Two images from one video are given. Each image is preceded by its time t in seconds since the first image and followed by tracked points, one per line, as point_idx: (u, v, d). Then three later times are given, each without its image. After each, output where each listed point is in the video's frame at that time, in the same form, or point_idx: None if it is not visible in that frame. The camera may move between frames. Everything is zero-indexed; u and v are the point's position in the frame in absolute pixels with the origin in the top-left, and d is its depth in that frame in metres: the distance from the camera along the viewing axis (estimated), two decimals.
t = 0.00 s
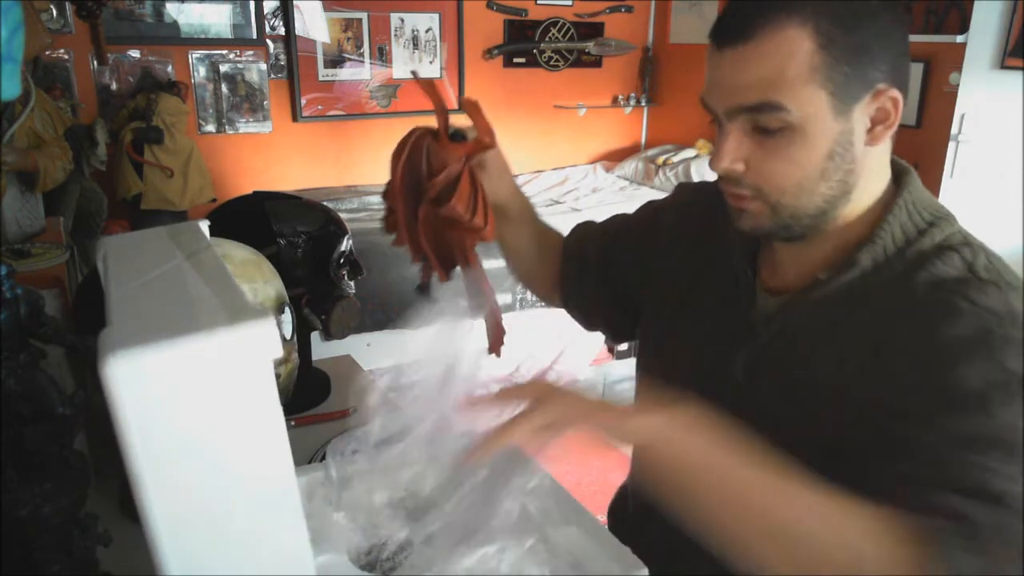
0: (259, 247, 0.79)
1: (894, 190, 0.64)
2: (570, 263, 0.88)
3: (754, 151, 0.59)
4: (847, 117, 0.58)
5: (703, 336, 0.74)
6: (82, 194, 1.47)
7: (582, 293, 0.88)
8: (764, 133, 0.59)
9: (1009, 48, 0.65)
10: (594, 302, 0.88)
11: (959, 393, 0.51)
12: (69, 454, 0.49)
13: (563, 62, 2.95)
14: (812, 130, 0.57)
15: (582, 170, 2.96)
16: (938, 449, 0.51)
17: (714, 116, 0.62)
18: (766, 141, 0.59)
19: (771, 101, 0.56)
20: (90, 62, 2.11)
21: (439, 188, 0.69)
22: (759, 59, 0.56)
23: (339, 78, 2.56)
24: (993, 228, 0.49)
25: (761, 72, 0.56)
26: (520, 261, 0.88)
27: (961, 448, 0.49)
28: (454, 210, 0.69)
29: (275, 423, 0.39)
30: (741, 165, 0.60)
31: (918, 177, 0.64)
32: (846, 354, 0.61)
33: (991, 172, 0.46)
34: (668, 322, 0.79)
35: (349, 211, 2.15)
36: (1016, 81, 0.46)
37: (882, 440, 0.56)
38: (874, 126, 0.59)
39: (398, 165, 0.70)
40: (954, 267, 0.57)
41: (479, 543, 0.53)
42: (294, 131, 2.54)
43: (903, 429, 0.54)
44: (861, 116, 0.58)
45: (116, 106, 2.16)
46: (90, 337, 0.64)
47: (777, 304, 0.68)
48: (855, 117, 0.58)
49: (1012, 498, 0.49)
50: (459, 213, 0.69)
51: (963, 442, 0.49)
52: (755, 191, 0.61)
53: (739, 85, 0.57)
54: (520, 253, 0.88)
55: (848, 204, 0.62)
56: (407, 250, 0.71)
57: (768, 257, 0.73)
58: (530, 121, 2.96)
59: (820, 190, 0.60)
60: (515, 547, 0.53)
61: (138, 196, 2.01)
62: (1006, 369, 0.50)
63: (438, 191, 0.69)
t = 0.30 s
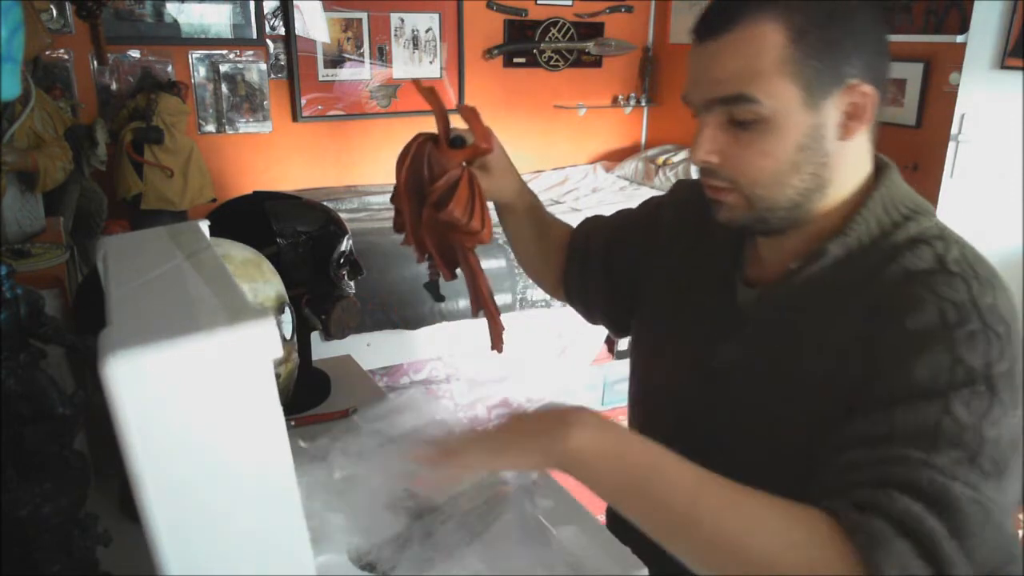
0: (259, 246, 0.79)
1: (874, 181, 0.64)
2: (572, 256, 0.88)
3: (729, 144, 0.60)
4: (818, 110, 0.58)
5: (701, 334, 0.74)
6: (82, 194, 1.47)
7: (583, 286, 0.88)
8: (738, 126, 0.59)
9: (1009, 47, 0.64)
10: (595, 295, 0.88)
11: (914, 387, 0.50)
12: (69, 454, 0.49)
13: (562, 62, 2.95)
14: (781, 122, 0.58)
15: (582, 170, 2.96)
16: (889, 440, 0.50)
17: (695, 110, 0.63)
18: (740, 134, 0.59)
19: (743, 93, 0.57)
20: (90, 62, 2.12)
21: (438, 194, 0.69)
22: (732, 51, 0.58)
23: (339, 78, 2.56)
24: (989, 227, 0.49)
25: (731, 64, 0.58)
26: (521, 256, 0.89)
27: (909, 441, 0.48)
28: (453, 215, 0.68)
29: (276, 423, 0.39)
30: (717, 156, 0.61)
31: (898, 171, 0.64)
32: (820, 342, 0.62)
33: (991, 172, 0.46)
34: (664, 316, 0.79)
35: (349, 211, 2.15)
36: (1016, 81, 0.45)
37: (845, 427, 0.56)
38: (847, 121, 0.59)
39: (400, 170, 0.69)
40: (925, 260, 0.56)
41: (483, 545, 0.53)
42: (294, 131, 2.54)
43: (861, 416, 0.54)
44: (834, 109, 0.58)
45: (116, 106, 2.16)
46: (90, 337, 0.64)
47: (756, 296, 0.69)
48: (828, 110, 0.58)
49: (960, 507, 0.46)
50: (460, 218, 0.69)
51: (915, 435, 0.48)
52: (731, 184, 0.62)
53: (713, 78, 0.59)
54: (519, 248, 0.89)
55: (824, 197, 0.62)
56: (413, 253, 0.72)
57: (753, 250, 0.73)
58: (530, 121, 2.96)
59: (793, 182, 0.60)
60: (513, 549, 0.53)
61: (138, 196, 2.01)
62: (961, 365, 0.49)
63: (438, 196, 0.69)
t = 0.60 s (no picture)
0: (259, 246, 0.79)
1: (860, 175, 0.66)
2: (570, 258, 0.88)
3: (714, 140, 0.63)
4: (800, 106, 0.61)
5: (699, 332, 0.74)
6: (82, 194, 1.46)
7: (580, 287, 0.88)
8: (722, 122, 0.62)
9: (1009, 47, 0.64)
10: (593, 296, 0.88)
11: (884, 362, 0.54)
12: (69, 454, 0.49)
13: (562, 62, 2.95)
14: (766, 119, 0.61)
15: (582, 170, 2.96)
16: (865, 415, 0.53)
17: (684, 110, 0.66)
18: (724, 130, 0.62)
19: (725, 90, 0.61)
20: (90, 62, 2.11)
21: (432, 197, 0.69)
22: (716, 52, 0.61)
23: (339, 78, 2.55)
24: (989, 227, 0.49)
25: (716, 64, 0.61)
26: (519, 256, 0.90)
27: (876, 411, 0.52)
28: (445, 218, 0.68)
29: (276, 423, 0.39)
30: (703, 154, 0.64)
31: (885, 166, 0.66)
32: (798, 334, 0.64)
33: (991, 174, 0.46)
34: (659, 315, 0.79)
35: (349, 211, 2.15)
36: (1017, 81, 0.45)
37: (819, 415, 0.58)
38: (830, 118, 0.62)
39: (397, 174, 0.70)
40: (906, 251, 0.59)
41: (485, 547, 0.53)
42: (294, 131, 2.54)
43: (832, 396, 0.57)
44: (816, 106, 0.61)
45: (116, 106, 2.16)
46: (90, 337, 0.64)
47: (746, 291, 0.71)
48: (810, 107, 0.61)
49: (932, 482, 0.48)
50: (452, 222, 0.68)
51: (880, 408, 0.52)
52: (717, 180, 0.65)
53: (698, 77, 0.62)
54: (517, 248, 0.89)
55: (810, 193, 0.65)
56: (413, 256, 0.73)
57: (742, 247, 0.75)
58: (530, 121, 2.96)
59: (778, 179, 0.63)
60: (510, 548, 0.53)
61: (138, 196, 2.01)
62: (931, 342, 0.52)
63: (432, 200, 0.69)
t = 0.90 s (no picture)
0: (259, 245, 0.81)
1: (859, 173, 0.66)
2: (570, 256, 0.89)
3: (717, 136, 0.62)
4: (805, 103, 0.61)
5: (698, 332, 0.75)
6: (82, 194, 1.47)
7: (578, 283, 0.89)
8: (726, 116, 0.61)
9: (1010, 47, 0.64)
10: (589, 294, 0.89)
11: (869, 318, 0.51)
12: (69, 454, 0.50)
13: (563, 62, 2.94)
14: (770, 114, 0.60)
15: (582, 170, 2.96)
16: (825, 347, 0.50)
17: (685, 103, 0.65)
18: (728, 125, 0.61)
19: (730, 84, 0.59)
20: (90, 62, 2.12)
21: (434, 195, 0.69)
22: (721, 46, 0.59)
23: (339, 78, 2.55)
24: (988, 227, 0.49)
25: (721, 57, 0.59)
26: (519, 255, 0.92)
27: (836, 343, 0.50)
28: (448, 215, 0.69)
29: (276, 423, 0.39)
30: (706, 148, 0.63)
31: (887, 164, 0.66)
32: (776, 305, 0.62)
33: (991, 173, 0.46)
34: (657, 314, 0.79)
35: (350, 211, 2.15)
36: (1016, 81, 0.45)
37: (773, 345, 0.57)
38: (834, 115, 0.62)
39: (399, 173, 0.70)
40: (904, 238, 0.57)
41: (485, 547, 0.53)
42: (294, 131, 2.54)
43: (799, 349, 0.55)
44: (821, 104, 0.61)
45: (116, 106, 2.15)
46: (91, 337, 0.64)
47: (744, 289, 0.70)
48: (814, 103, 0.61)
49: (877, 416, 0.48)
50: (456, 219, 0.69)
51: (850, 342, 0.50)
52: (718, 176, 0.64)
53: (702, 69, 0.60)
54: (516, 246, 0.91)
55: (811, 190, 0.65)
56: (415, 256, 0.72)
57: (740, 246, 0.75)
58: (530, 121, 2.96)
59: (780, 175, 0.63)
60: (510, 547, 0.53)
61: (138, 196, 2.00)
62: (916, 306, 0.51)
63: (434, 198, 0.69)
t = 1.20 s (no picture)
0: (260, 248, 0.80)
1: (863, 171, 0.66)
2: (571, 254, 0.91)
3: (724, 130, 0.61)
4: (812, 98, 0.60)
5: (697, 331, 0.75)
6: (82, 194, 1.47)
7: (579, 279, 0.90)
8: (733, 111, 0.60)
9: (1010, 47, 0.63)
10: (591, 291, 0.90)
11: (877, 313, 0.51)
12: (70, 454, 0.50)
13: (562, 62, 2.96)
14: (776, 109, 0.59)
15: (582, 170, 2.96)
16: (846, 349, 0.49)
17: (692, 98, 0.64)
18: (736, 119, 0.61)
19: (737, 78, 0.58)
20: (91, 62, 2.08)
21: (446, 179, 0.72)
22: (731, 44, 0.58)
23: (339, 78, 2.55)
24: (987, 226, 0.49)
25: (730, 52, 0.58)
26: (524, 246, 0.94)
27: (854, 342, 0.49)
28: (461, 198, 0.71)
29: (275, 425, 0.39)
30: (712, 143, 0.63)
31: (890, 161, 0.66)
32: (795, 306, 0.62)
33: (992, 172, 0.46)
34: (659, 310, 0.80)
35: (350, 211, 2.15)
36: (1016, 80, 0.45)
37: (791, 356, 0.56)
38: (840, 112, 0.62)
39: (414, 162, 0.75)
40: (907, 235, 0.58)
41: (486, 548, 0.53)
42: (294, 131, 2.54)
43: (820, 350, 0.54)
44: (827, 99, 0.61)
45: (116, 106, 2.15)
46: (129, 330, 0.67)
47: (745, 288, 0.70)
48: (821, 99, 0.60)
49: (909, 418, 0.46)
50: (466, 200, 0.72)
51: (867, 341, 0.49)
52: (722, 171, 0.65)
53: (706, 66, 0.59)
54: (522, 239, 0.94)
55: (815, 186, 0.65)
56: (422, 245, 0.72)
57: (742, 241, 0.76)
58: (531, 121, 2.95)
59: (786, 170, 0.63)
60: (510, 547, 0.53)
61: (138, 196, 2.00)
62: (929, 304, 0.50)
63: (448, 182, 0.72)
